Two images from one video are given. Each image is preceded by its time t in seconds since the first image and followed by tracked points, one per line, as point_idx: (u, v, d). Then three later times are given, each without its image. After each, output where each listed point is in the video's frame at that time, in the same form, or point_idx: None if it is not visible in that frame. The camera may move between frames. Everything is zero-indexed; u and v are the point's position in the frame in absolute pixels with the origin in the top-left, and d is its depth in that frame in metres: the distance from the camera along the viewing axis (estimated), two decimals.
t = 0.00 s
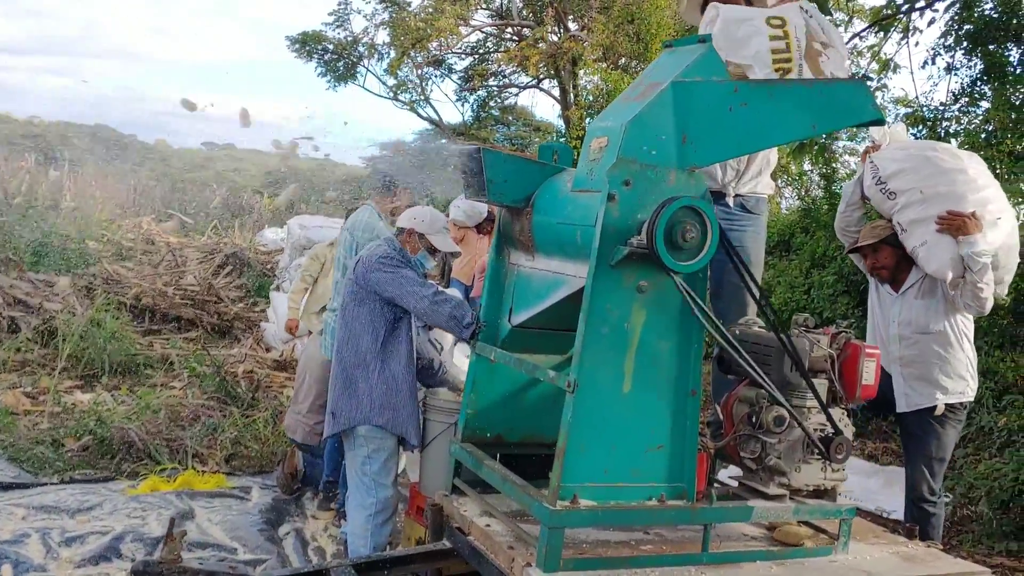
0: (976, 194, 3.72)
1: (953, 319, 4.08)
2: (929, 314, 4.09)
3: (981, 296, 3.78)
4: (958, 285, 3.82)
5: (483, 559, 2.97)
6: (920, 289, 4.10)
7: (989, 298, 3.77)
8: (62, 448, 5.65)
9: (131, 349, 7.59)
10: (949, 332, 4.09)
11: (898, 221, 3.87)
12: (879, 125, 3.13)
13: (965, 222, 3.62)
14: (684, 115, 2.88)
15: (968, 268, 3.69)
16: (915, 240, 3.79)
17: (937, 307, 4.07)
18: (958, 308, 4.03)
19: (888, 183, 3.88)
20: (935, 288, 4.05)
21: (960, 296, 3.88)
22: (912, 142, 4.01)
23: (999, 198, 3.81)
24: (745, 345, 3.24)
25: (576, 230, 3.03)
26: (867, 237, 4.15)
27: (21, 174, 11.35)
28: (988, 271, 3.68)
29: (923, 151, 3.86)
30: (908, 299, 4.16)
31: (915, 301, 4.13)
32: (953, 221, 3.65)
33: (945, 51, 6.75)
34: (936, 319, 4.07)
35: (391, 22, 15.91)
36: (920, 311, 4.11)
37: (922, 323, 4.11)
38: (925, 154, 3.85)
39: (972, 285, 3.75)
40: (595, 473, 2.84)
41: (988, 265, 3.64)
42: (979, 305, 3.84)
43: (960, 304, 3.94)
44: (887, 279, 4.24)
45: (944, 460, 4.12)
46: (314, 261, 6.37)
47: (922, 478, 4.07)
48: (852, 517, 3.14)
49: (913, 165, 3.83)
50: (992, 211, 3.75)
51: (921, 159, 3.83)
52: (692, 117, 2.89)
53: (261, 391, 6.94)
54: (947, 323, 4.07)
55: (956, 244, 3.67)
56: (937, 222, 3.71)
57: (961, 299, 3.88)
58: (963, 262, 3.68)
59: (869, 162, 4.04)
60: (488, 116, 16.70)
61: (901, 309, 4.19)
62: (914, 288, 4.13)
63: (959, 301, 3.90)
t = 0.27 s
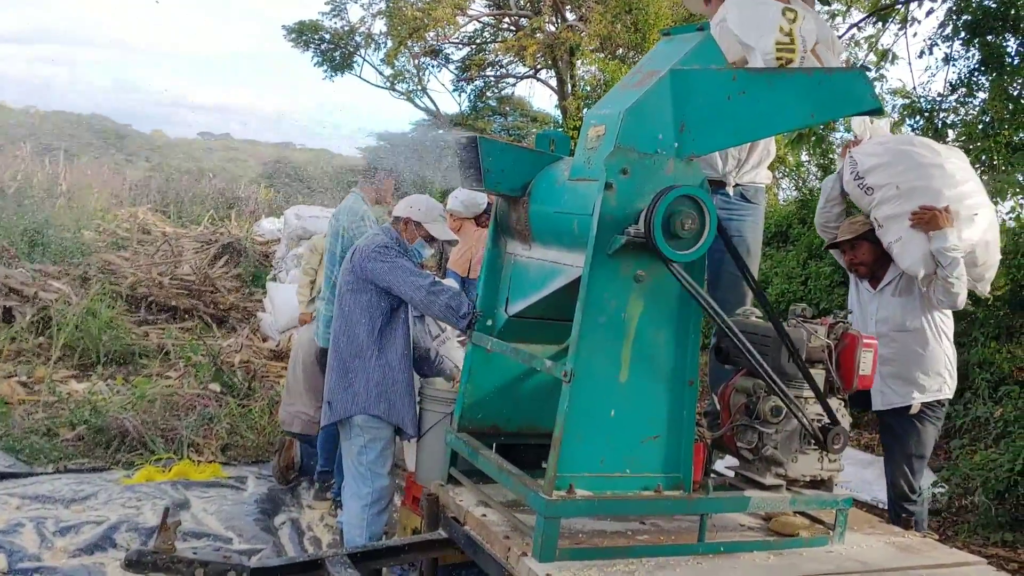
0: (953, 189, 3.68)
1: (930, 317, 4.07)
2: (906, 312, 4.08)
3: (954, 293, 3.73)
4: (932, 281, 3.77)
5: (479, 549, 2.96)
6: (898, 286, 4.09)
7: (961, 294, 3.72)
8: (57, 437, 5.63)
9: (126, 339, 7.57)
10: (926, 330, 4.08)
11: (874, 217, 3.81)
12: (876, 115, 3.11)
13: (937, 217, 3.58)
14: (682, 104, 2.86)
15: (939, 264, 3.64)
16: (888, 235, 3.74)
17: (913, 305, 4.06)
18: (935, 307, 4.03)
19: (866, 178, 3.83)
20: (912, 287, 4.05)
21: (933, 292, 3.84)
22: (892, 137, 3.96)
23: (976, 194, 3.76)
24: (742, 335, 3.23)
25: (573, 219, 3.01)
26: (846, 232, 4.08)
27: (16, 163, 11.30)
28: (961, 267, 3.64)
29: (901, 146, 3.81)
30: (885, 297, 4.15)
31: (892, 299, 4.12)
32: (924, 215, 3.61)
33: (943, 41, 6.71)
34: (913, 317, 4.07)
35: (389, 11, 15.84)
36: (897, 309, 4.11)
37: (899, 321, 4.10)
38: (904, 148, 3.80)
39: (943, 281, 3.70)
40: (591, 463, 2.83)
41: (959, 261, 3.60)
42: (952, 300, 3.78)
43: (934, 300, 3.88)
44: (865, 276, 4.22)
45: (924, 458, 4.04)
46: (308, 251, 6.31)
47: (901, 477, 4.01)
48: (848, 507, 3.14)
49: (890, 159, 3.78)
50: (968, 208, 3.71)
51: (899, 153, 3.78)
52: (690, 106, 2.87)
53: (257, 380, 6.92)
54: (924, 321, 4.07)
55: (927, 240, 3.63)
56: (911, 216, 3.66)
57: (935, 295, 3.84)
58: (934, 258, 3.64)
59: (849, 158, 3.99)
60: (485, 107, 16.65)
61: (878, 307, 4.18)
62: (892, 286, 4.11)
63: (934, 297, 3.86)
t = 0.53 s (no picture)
0: (917, 153, 3.72)
1: (896, 277, 4.03)
2: (871, 274, 4.06)
3: (915, 256, 3.75)
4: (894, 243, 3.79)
5: (476, 544, 2.95)
6: (863, 249, 4.06)
7: (922, 257, 3.73)
8: (53, 432, 5.62)
9: (123, 333, 7.55)
10: (893, 289, 4.03)
11: (842, 179, 3.84)
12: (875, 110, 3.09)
13: (898, 177, 3.62)
14: (680, 98, 2.85)
15: (900, 227, 3.66)
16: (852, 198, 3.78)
17: (877, 266, 4.04)
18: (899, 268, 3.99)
19: (834, 141, 3.88)
20: (876, 250, 4.01)
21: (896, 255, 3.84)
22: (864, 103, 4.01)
23: (943, 159, 3.79)
24: (739, 330, 3.21)
25: (570, 213, 3.00)
26: (813, 193, 4.08)
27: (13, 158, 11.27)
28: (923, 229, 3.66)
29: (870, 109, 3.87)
30: (851, 260, 4.15)
31: (857, 262, 4.11)
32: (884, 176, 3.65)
33: (942, 36, 6.70)
34: (877, 278, 4.05)
35: (387, 5, 15.81)
36: (862, 272, 4.09)
37: (864, 284, 4.08)
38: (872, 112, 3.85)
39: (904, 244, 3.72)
40: (587, 458, 2.82)
41: (920, 223, 3.62)
42: (913, 262, 3.80)
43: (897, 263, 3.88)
44: (832, 239, 4.20)
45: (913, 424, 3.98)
46: (304, 245, 6.28)
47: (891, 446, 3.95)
48: (845, 503, 3.14)
49: (858, 123, 3.82)
50: (933, 172, 3.74)
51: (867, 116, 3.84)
52: (687, 100, 2.86)
53: (253, 375, 6.91)
54: (890, 281, 4.03)
55: (887, 202, 3.65)
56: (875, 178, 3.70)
57: (897, 258, 3.85)
58: (895, 221, 3.67)
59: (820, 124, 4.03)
60: (484, 101, 16.65)
61: (846, 271, 4.16)
62: (857, 249, 4.09)
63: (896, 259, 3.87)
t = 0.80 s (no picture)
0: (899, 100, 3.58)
1: (881, 228, 3.95)
2: (855, 225, 3.97)
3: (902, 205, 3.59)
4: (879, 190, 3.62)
5: (473, 542, 2.95)
6: (848, 199, 3.94)
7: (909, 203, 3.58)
8: (50, 429, 5.61)
9: (121, 330, 7.55)
10: (878, 239, 3.95)
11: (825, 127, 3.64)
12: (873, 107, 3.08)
13: (882, 124, 3.42)
14: (679, 95, 2.84)
15: (887, 173, 3.50)
16: (836, 146, 3.60)
17: (862, 216, 3.95)
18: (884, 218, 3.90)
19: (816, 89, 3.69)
20: (861, 200, 3.90)
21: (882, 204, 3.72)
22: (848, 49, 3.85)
23: (927, 105, 3.65)
24: (737, 328, 3.21)
25: (568, 211, 2.99)
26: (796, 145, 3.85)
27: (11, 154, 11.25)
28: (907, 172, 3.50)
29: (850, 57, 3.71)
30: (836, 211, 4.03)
31: (841, 212, 4.00)
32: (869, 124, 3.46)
33: (940, 34, 6.72)
34: (861, 228, 3.96)
35: (386, 2, 15.80)
36: (844, 222, 4.00)
37: (848, 234, 4.00)
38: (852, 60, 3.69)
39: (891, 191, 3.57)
40: (584, 455, 2.82)
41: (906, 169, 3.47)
42: (899, 210, 3.67)
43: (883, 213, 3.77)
44: (817, 189, 4.03)
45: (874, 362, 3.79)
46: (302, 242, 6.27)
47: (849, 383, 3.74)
48: (842, 501, 3.14)
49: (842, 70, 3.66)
50: (918, 117, 3.59)
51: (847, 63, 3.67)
52: (685, 98, 2.85)
53: (251, 372, 6.90)
54: (875, 232, 3.95)
55: (873, 148, 3.48)
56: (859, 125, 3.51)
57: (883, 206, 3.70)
58: (881, 167, 3.51)
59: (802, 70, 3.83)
60: (482, 98, 16.66)
61: (831, 221, 4.07)
62: (841, 199, 3.97)
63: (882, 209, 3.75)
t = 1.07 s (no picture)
0: (904, 71, 3.50)
1: (880, 204, 3.77)
2: (853, 198, 3.78)
3: (902, 177, 3.48)
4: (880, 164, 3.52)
5: (473, 539, 2.95)
6: (848, 172, 3.76)
7: (909, 178, 3.48)
8: (49, 427, 5.61)
9: (119, 327, 7.54)
10: (874, 215, 3.76)
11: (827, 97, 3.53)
12: (873, 104, 3.09)
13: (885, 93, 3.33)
14: (678, 94, 2.84)
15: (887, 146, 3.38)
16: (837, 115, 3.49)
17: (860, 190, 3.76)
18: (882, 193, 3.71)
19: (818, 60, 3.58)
20: (861, 171, 3.73)
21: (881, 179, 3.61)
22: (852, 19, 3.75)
23: (930, 77, 3.57)
24: (736, 326, 3.21)
25: (568, 208, 2.99)
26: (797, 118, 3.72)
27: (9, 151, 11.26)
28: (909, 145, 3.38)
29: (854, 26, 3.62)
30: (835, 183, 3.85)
31: (839, 184, 3.81)
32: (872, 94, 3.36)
33: (939, 32, 6.71)
34: (859, 202, 3.77)
35: None
36: (843, 195, 3.81)
37: (845, 207, 3.81)
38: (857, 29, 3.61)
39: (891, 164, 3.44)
40: (584, 453, 2.82)
41: (908, 142, 3.35)
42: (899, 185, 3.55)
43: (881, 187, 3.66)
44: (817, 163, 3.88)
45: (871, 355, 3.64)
46: (301, 239, 6.26)
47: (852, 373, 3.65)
48: (841, 498, 3.14)
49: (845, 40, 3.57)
50: (921, 88, 3.51)
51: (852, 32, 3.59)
52: (684, 96, 2.85)
53: (250, 369, 6.90)
54: (872, 207, 3.76)
55: (875, 118, 3.38)
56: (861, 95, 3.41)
57: (882, 181, 3.60)
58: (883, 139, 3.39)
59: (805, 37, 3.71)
60: (481, 96, 16.69)
61: (828, 194, 3.89)
62: (842, 171, 3.78)
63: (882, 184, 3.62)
